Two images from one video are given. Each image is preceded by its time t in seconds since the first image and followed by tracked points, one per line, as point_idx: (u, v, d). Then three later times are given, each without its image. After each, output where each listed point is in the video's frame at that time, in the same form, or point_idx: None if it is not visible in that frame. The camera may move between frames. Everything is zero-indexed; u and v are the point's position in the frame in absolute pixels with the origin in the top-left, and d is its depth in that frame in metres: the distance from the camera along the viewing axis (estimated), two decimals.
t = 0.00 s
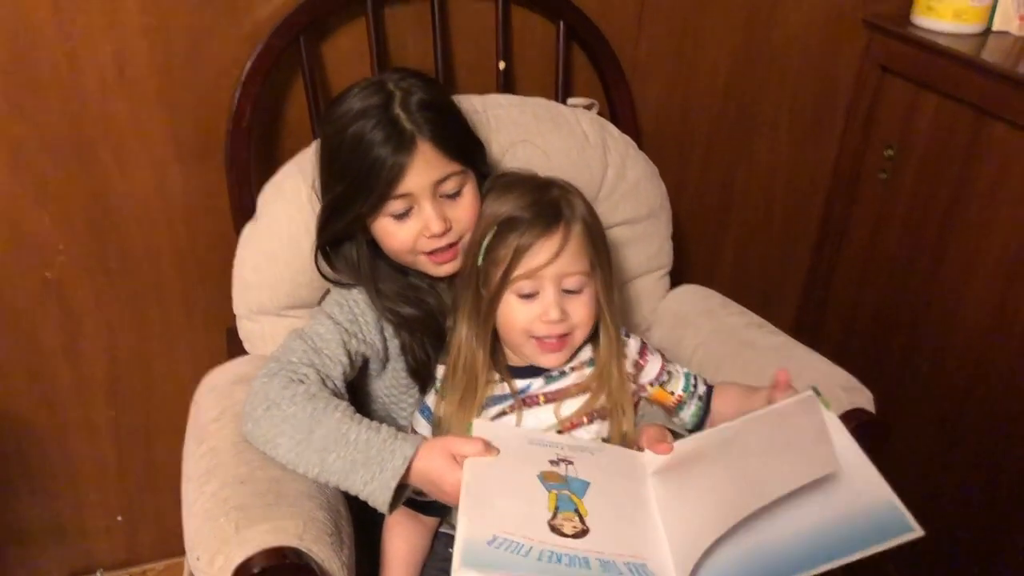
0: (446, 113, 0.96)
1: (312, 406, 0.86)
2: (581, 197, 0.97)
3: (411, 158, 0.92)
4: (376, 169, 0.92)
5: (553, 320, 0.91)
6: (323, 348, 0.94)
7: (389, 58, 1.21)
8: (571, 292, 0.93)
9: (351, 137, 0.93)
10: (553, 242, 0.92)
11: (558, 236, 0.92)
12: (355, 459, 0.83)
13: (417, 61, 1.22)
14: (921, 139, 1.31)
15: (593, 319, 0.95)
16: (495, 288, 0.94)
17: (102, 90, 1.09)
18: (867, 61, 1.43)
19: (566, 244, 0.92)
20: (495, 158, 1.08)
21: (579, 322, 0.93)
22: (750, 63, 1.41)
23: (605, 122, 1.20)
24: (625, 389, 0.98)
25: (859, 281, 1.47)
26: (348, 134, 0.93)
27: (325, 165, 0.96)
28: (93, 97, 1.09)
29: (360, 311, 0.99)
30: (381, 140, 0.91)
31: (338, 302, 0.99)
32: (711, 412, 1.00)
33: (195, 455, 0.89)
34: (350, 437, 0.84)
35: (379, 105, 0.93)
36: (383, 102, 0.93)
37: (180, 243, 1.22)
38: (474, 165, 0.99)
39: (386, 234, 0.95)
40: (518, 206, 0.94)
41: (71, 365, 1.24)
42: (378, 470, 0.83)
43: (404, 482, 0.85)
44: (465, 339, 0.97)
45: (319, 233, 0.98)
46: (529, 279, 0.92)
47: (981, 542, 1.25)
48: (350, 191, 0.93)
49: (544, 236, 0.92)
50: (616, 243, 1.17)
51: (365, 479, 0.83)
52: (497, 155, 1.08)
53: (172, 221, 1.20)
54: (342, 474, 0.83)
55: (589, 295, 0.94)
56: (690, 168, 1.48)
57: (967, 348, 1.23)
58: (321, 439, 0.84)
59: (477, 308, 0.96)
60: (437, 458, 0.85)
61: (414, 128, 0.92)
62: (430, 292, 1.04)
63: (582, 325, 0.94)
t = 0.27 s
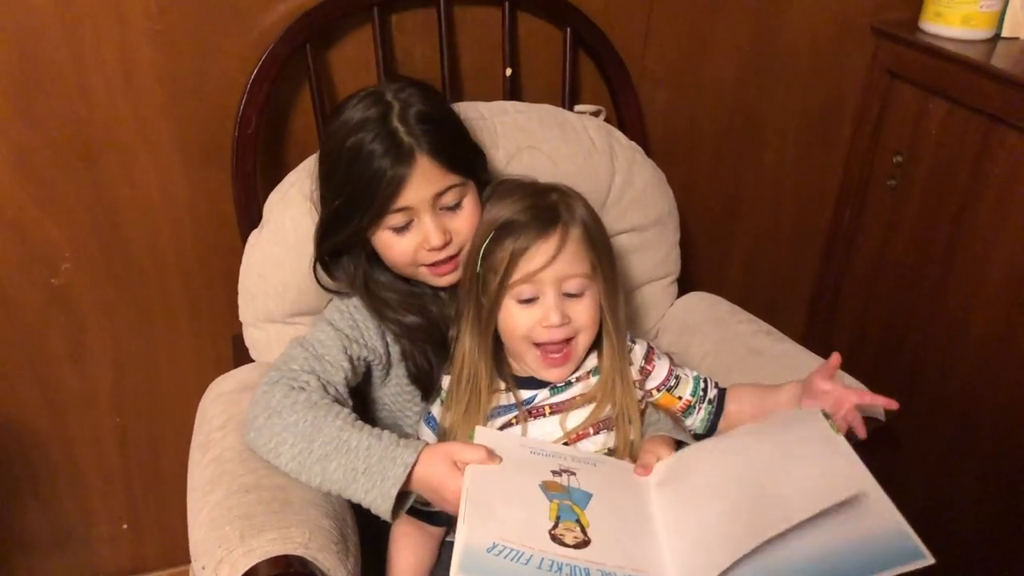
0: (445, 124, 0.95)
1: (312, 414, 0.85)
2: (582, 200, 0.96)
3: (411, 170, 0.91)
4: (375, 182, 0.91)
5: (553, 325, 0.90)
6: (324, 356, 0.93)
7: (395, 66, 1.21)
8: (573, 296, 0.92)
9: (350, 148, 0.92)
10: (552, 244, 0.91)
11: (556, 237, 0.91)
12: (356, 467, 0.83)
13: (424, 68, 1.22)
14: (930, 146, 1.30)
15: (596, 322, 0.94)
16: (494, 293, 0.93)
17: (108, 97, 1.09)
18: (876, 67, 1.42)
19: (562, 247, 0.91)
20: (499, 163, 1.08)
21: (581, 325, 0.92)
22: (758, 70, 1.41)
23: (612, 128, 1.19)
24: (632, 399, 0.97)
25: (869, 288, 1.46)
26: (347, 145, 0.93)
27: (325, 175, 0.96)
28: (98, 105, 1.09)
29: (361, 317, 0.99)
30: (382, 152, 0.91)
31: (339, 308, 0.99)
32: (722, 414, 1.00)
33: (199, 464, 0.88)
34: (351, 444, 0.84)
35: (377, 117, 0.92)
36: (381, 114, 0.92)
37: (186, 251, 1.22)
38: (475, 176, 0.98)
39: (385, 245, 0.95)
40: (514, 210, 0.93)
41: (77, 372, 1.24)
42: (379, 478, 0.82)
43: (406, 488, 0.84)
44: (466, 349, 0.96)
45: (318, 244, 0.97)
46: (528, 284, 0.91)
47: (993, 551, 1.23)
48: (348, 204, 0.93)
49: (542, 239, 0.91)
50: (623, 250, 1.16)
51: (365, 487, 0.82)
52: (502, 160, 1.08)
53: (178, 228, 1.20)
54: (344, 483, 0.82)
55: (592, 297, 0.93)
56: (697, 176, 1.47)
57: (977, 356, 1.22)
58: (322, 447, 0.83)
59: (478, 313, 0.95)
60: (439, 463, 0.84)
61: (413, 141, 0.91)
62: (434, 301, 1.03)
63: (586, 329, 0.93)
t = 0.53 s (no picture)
0: (444, 137, 0.95)
1: (314, 421, 0.85)
2: (581, 215, 0.95)
3: (412, 182, 0.91)
4: (376, 195, 0.91)
5: (551, 346, 0.90)
6: (326, 362, 0.93)
7: (400, 73, 1.21)
8: (571, 315, 0.91)
9: (351, 160, 0.93)
10: (550, 265, 0.90)
11: (555, 258, 0.90)
12: (357, 473, 0.82)
13: (428, 75, 1.23)
14: (935, 153, 1.30)
15: (596, 337, 0.93)
16: (491, 310, 0.93)
17: (114, 105, 1.10)
18: (881, 74, 1.42)
19: (558, 269, 0.90)
20: (501, 173, 1.07)
21: (580, 343, 0.91)
22: (762, 77, 1.41)
23: (616, 136, 1.19)
24: (637, 405, 0.97)
25: (874, 295, 1.46)
26: (348, 157, 0.93)
27: (326, 186, 0.96)
28: (105, 113, 1.10)
29: (364, 324, 0.99)
30: (383, 165, 0.91)
31: (342, 315, 0.99)
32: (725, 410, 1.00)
33: (204, 470, 0.88)
34: (352, 451, 0.83)
35: (378, 129, 0.92)
36: (381, 125, 0.92)
37: (192, 258, 1.22)
38: (474, 186, 0.98)
39: (387, 257, 0.95)
40: (514, 228, 0.92)
41: (83, 379, 1.24)
42: (380, 484, 0.82)
43: (407, 494, 0.83)
44: (468, 358, 0.96)
45: (319, 255, 0.98)
46: (526, 305, 0.90)
47: (1000, 560, 1.22)
48: (349, 216, 0.93)
49: (541, 259, 0.90)
50: (627, 256, 1.16)
51: (367, 493, 0.81)
52: (505, 166, 1.08)
53: (184, 235, 1.20)
54: (345, 489, 0.82)
55: (591, 315, 0.92)
56: (702, 183, 1.47)
57: (983, 364, 1.22)
58: (323, 454, 0.83)
59: (478, 328, 0.95)
60: (444, 465, 0.84)
61: (412, 154, 0.91)
62: (436, 308, 1.03)
63: (585, 346, 0.92)
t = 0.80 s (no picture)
0: (448, 145, 0.95)
1: (318, 422, 0.85)
2: (591, 216, 0.95)
3: (417, 192, 0.91)
4: (383, 207, 0.91)
5: (559, 344, 0.90)
6: (330, 365, 0.94)
7: (403, 77, 1.21)
8: (580, 314, 0.91)
9: (354, 172, 0.93)
10: (560, 266, 0.90)
11: (564, 258, 0.91)
12: (363, 472, 0.82)
13: (431, 79, 1.23)
14: (938, 155, 1.30)
15: (603, 338, 0.93)
16: (499, 308, 0.93)
17: (118, 109, 1.10)
18: (884, 77, 1.42)
19: (568, 268, 0.90)
20: (504, 176, 1.07)
21: (588, 343, 0.91)
22: (765, 80, 1.41)
23: (619, 138, 1.20)
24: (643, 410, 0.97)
25: (878, 298, 1.46)
26: (351, 171, 0.93)
27: (329, 197, 0.96)
28: (108, 117, 1.10)
29: (369, 330, 0.99)
30: (387, 176, 0.91)
31: (347, 322, 0.99)
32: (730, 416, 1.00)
33: (207, 474, 0.88)
34: (357, 450, 0.83)
35: (379, 141, 0.92)
36: (383, 136, 0.92)
37: (195, 261, 1.22)
38: (480, 189, 0.99)
39: (397, 268, 0.95)
40: (524, 228, 0.92)
41: (86, 382, 1.25)
42: (386, 482, 0.82)
43: (414, 491, 0.84)
44: (474, 360, 0.96)
45: (323, 270, 0.98)
46: (535, 304, 0.90)
47: (1005, 563, 1.22)
48: (355, 229, 0.93)
49: (552, 258, 0.90)
50: (631, 259, 1.16)
51: (373, 490, 0.82)
52: (508, 169, 1.08)
53: (187, 238, 1.20)
54: (351, 488, 0.82)
55: (599, 315, 0.92)
56: (705, 186, 1.47)
57: (987, 366, 1.22)
58: (328, 453, 0.83)
59: (485, 328, 0.95)
60: (451, 463, 0.84)
61: (415, 163, 0.91)
62: (441, 311, 1.03)
63: (593, 346, 0.92)
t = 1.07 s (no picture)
0: (456, 145, 0.95)
1: (321, 425, 0.85)
2: (597, 220, 0.95)
3: (427, 191, 0.91)
4: (390, 205, 0.91)
5: (566, 352, 0.89)
6: (334, 370, 0.94)
7: (404, 80, 1.21)
8: (586, 322, 0.91)
9: (362, 172, 0.93)
10: (568, 271, 0.90)
11: (572, 265, 0.90)
12: (367, 475, 0.82)
13: (431, 82, 1.23)
14: (939, 157, 1.30)
15: (609, 345, 0.93)
16: (506, 313, 0.92)
17: (119, 113, 1.10)
18: (884, 79, 1.42)
19: (575, 277, 0.90)
20: (506, 178, 1.07)
21: (594, 349, 0.91)
22: (765, 82, 1.41)
23: (621, 141, 1.19)
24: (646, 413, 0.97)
25: (879, 299, 1.46)
26: (358, 172, 0.93)
27: (335, 199, 0.96)
28: (110, 121, 1.10)
29: (372, 335, 0.99)
30: (395, 177, 0.91)
31: (349, 325, 0.99)
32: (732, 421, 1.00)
33: (210, 478, 0.88)
34: (362, 453, 0.83)
35: (385, 142, 0.92)
36: (390, 137, 0.92)
37: (196, 265, 1.22)
38: (486, 191, 0.99)
39: (406, 269, 0.95)
40: (531, 234, 0.92)
41: (88, 387, 1.25)
42: (391, 484, 0.82)
43: (419, 492, 0.83)
44: (479, 365, 0.96)
45: (331, 271, 0.98)
46: (541, 310, 0.90)
47: (1008, 565, 1.22)
48: (362, 228, 0.93)
49: (559, 265, 0.90)
50: (633, 262, 1.16)
51: (377, 493, 0.82)
52: (510, 171, 1.08)
53: (188, 243, 1.20)
54: (356, 490, 0.82)
55: (606, 322, 0.92)
56: (706, 188, 1.47)
57: (989, 367, 1.21)
58: (332, 456, 0.83)
59: (491, 331, 0.95)
60: (456, 468, 0.83)
61: (425, 162, 0.91)
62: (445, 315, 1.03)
63: (598, 353, 0.92)
